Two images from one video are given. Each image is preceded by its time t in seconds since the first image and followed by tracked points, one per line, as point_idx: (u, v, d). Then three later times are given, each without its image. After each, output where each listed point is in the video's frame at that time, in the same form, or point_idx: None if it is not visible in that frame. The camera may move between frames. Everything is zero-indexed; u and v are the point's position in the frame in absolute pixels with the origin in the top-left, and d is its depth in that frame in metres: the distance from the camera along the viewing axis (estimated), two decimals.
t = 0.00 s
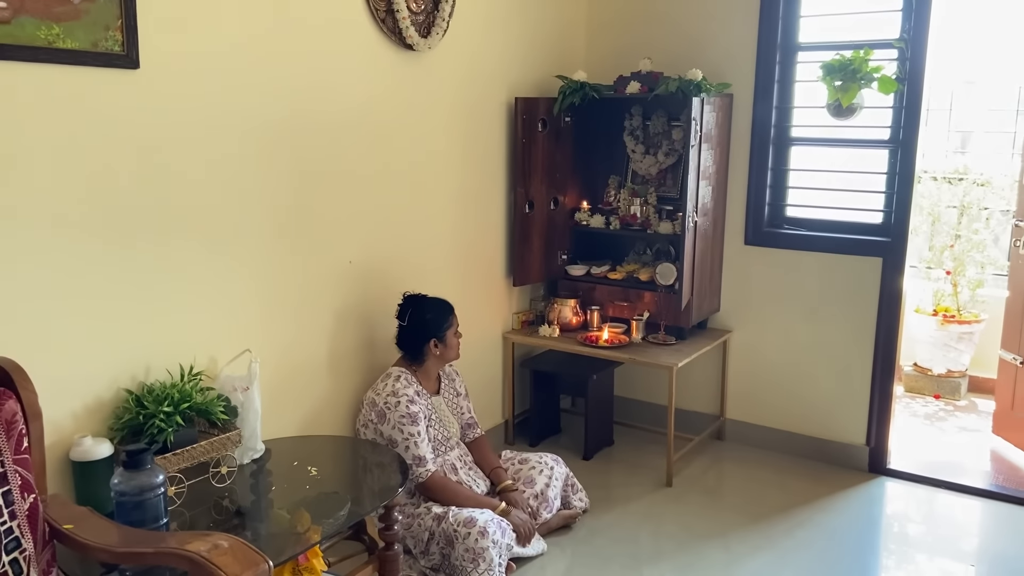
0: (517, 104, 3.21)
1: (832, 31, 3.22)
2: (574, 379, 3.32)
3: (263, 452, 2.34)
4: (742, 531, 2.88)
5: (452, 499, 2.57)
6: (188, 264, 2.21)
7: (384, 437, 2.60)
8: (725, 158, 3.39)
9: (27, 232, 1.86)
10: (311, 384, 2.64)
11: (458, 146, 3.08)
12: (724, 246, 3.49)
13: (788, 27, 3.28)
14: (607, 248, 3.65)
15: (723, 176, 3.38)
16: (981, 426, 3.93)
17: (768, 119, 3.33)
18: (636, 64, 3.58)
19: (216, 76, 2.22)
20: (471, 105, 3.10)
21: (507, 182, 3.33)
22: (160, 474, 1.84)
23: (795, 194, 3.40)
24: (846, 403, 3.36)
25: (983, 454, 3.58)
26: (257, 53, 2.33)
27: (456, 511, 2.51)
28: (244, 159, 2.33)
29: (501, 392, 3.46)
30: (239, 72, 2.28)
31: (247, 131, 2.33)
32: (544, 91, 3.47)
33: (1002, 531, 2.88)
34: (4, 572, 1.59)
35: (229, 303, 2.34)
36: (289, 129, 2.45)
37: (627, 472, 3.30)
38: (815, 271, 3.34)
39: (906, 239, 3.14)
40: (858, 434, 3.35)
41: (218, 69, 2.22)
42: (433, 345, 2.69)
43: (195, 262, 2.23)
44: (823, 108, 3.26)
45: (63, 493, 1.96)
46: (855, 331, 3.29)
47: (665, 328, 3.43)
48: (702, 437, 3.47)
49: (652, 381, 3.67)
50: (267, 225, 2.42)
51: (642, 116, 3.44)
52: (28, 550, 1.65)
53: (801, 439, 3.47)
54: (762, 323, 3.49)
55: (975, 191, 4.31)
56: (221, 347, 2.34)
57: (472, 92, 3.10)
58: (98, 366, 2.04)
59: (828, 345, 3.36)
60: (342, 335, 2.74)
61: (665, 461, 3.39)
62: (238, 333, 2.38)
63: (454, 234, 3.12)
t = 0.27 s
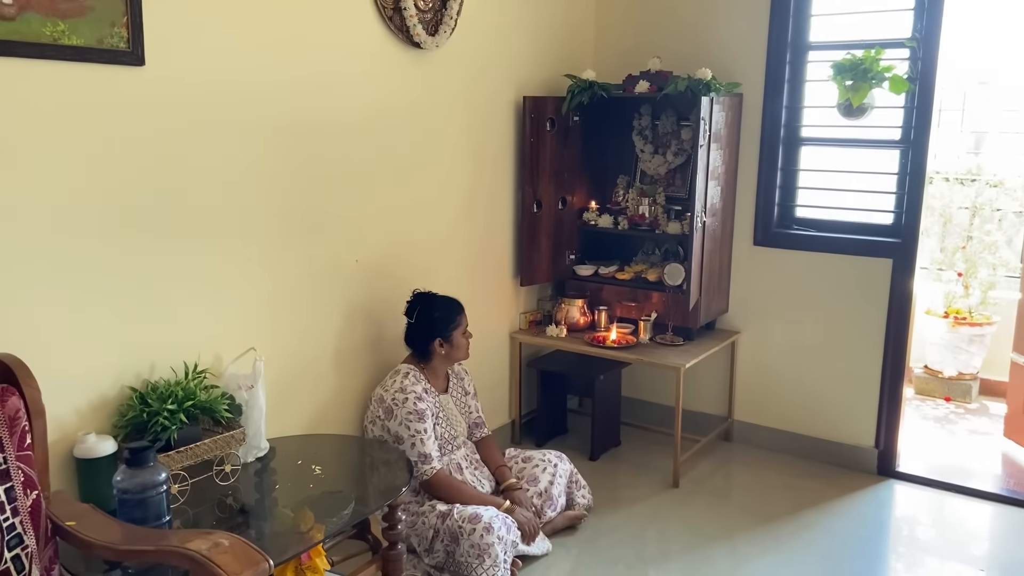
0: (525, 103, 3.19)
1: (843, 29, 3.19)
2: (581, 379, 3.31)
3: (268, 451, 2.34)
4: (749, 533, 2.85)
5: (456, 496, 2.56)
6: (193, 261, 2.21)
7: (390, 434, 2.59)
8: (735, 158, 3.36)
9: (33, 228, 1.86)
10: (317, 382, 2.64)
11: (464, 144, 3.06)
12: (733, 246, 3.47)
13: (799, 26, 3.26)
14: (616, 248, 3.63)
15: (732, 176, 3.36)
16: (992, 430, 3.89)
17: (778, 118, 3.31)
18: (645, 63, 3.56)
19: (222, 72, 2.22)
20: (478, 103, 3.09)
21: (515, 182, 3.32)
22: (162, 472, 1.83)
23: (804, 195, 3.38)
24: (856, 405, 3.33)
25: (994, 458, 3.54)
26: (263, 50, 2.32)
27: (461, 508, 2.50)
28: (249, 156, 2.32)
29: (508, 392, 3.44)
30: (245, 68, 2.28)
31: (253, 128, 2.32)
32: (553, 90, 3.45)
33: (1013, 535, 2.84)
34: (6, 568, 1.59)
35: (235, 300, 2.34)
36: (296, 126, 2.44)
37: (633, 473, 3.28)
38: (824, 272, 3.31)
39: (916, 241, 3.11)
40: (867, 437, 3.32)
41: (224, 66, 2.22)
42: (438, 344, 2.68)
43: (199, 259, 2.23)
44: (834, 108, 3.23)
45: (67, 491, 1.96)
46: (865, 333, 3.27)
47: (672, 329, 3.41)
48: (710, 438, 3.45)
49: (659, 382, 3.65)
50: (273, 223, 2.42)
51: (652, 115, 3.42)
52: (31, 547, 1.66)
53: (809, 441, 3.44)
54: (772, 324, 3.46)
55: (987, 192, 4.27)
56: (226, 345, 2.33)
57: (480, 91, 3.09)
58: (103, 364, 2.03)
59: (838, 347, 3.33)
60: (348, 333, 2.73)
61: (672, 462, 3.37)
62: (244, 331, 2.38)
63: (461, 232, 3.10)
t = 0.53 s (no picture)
0: (535, 100, 3.16)
1: (859, 26, 3.15)
2: (589, 379, 3.28)
3: (273, 448, 2.33)
4: (758, 536, 2.82)
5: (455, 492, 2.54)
6: (198, 257, 2.20)
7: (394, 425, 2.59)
8: (747, 157, 3.32)
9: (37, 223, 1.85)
10: (323, 380, 2.62)
11: (473, 141, 3.04)
12: (745, 246, 3.43)
13: (814, 23, 3.21)
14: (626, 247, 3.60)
15: (744, 175, 3.32)
16: (1008, 434, 3.83)
17: (792, 117, 3.26)
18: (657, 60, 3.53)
19: (228, 67, 2.20)
20: (488, 100, 3.07)
21: (525, 179, 3.29)
22: (162, 468, 1.82)
23: (818, 194, 3.33)
24: (868, 407, 3.28)
25: (1010, 462, 3.48)
26: (270, 45, 2.30)
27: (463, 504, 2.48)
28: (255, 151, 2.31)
29: (516, 391, 3.42)
30: (251, 64, 2.26)
31: (259, 124, 2.31)
32: (564, 87, 3.42)
33: None
34: (6, 564, 1.58)
35: (240, 296, 2.32)
36: (302, 122, 2.43)
37: (642, 474, 3.25)
38: (837, 272, 3.27)
39: (932, 242, 3.06)
40: (880, 441, 3.27)
41: (231, 61, 2.21)
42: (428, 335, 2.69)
43: (204, 255, 2.21)
44: (849, 106, 3.18)
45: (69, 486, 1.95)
46: (878, 334, 3.22)
47: (683, 329, 3.37)
48: (720, 440, 3.41)
49: (670, 382, 3.62)
50: (279, 219, 2.40)
51: (664, 113, 3.39)
52: (30, 543, 1.65)
53: (821, 444, 3.40)
54: (784, 325, 3.42)
55: (1005, 192, 4.21)
56: (231, 342, 2.32)
57: (490, 88, 3.06)
58: (106, 359, 2.03)
59: (851, 348, 3.29)
60: (355, 331, 2.71)
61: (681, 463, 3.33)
62: (249, 327, 2.36)
63: (470, 230, 3.08)
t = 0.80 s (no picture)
0: (550, 96, 3.11)
1: (884, 21, 3.06)
2: (602, 380, 3.22)
3: (276, 447, 2.29)
4: (773, 544, 2.74)
5: (465, 491, 2.51)
6: (202, 253, 2.16)
7: (401, 421, 2.54)
8: (767, 155, 3.25)
9: (36, 217, 1.82)
10: (331, 378, 2.58)
11: (486, 137, 2.98)
12: (764, 246, 3.35)
13: (837, 18, 3.13)
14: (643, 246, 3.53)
15: (764, 173, 3.24)
16: None
17: (814, 114, 3.18)
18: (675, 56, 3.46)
19: (234, 60, 2.17)
20: (501, 95, 3.01)
21: (539, 176, 3.24)
22: (161, 468, 1.78)
23: (840, 193, 3.25)
24: (890, 413, 3.20)
25: None
26: (278, 38, 2.26)
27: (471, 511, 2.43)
28: (262, 145, 2.27)
29: (528, 391, 3.36)
30: (259, 56, 2.22)
31: (266, 118, 2.27)
32: (580, 83, 3.36)
33: None
34: None
35: (246, 292, 2.29)
36: (311, 116, 2.39)
37: (656, 478, 3.19)
38: (859, 274, 3.18)
39: (957, 244, 2.97)
40: (901, 447, 3.19)
41: (236, 54, 2.17)
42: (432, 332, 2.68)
43: (209, 251, 2.18)
44: (873, 103, 3.10)
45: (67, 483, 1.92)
46: (901, 338, 3.13)
47: (699, 331, 3.30)
48: (736, 444, 3.33)
49: (685, 384, 3.55)
50: (286, 215, 2.36)
51: (682, 109, 3.30)
52: (23, 542, 1.61)
53: (841, 449, 3.31)
54: (804, 328, 3.34)
55: None
56: (235, 339, 2.28)
57: (504, 83, 3.01)
58: (108, 355, 2.00)
59: (872, 351, 3.20)
60: (364, 329, 2.67)
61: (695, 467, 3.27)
62: (254, 324, 2.33)
63: (482, 227, 3.03)
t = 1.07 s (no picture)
0: (564, 91, 3.02)
1: (912, 14, 2.93)
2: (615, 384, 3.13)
3: (274, 451, 2.23)
4: (790, 558, 2.64)
5: (469, 499, 2.43)
6: (198, 251, 2.11)
7: (406, 423, 2.47)
8: (789, 154, 3.14)
9: (22, 213, 1.77)
10: (334, 379, 2.51)
11: (496, 133, 2.90)
12: (786, 247, 3.24)
13: (864, 11, 3.00)
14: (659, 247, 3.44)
15: (785, 172, 3.13)
16: None
17: (838, 111, 3.06)
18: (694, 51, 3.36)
19: (232, 53, 2.10)
20: (513, 90, 2.93)
21: (551, 174, 3.15)
22: (145, 473, 1.74)
23: (865, 193, 3.13)
24: (915, 422, 3.07)
25: None
26: (278, 30, 2.20)
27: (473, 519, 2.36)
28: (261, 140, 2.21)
29: (539, 394, 3.28)
30: (258, 49, 2.16)
31: (266, 113, 2.21)
32: (596, 78, 3.27)
33: None
34: None
35: (244, 291, 2.23)
36: (313, 111, 2.32)
37: (670, 486, 3.09)
38: (884, 277, 3.06)
39: (988, 247, 2.84)
40: (927, 458, 3.06)
41: (234, 47, 2.11)
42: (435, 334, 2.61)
43: (205, 249, 2.12)
44: (900, 100, 2.97)
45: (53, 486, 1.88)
46: (927, 344, 3.01)
47: (716, 335, 3.20)
48: (751, 452, 3.23)
49: (700, 389, 3.45)
50: (286, 212, 2.30)
51: (701, 106, 3.21)
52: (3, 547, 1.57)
53: (863, 459, 3.20)
54: (826, 332, 3.23)
55: None
56: (233, 339, 2.23)
57: (515, 78, 2.93)
58: (98, 355, 1.95)
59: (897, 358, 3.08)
60: (369, 329, 2.60)
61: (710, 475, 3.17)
62: (253, 324, 2.27)
63: (492, 226, 2.95)
